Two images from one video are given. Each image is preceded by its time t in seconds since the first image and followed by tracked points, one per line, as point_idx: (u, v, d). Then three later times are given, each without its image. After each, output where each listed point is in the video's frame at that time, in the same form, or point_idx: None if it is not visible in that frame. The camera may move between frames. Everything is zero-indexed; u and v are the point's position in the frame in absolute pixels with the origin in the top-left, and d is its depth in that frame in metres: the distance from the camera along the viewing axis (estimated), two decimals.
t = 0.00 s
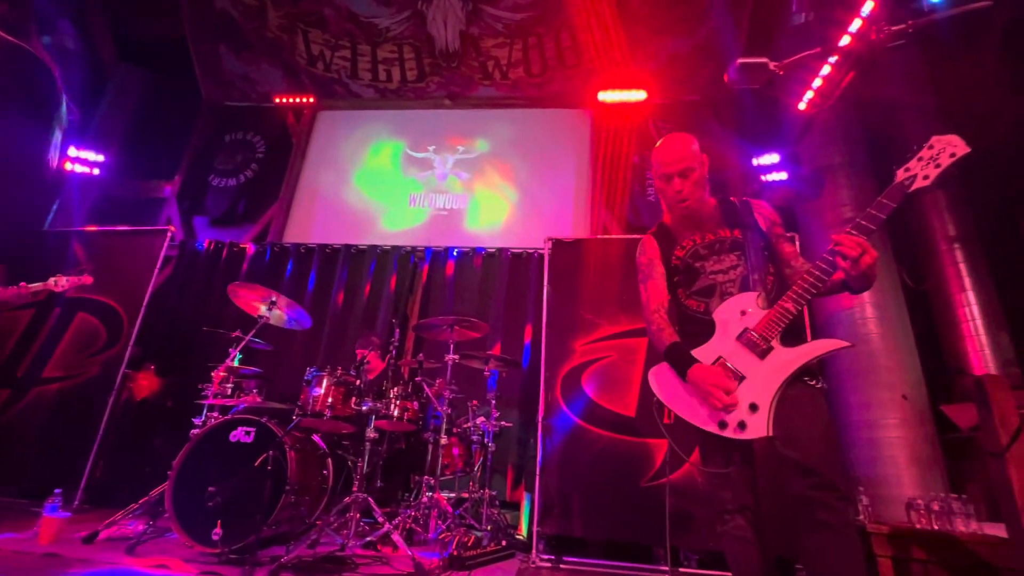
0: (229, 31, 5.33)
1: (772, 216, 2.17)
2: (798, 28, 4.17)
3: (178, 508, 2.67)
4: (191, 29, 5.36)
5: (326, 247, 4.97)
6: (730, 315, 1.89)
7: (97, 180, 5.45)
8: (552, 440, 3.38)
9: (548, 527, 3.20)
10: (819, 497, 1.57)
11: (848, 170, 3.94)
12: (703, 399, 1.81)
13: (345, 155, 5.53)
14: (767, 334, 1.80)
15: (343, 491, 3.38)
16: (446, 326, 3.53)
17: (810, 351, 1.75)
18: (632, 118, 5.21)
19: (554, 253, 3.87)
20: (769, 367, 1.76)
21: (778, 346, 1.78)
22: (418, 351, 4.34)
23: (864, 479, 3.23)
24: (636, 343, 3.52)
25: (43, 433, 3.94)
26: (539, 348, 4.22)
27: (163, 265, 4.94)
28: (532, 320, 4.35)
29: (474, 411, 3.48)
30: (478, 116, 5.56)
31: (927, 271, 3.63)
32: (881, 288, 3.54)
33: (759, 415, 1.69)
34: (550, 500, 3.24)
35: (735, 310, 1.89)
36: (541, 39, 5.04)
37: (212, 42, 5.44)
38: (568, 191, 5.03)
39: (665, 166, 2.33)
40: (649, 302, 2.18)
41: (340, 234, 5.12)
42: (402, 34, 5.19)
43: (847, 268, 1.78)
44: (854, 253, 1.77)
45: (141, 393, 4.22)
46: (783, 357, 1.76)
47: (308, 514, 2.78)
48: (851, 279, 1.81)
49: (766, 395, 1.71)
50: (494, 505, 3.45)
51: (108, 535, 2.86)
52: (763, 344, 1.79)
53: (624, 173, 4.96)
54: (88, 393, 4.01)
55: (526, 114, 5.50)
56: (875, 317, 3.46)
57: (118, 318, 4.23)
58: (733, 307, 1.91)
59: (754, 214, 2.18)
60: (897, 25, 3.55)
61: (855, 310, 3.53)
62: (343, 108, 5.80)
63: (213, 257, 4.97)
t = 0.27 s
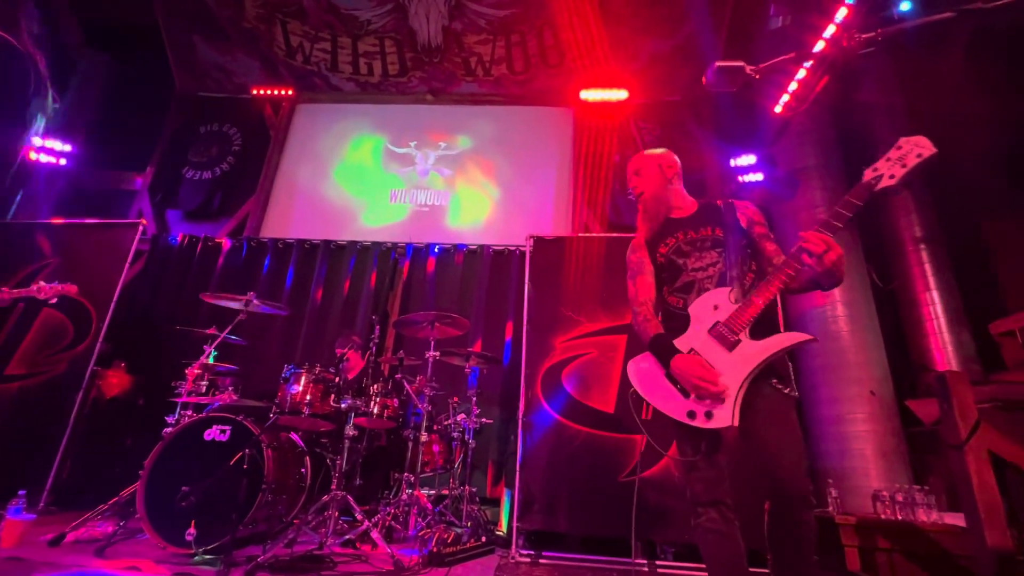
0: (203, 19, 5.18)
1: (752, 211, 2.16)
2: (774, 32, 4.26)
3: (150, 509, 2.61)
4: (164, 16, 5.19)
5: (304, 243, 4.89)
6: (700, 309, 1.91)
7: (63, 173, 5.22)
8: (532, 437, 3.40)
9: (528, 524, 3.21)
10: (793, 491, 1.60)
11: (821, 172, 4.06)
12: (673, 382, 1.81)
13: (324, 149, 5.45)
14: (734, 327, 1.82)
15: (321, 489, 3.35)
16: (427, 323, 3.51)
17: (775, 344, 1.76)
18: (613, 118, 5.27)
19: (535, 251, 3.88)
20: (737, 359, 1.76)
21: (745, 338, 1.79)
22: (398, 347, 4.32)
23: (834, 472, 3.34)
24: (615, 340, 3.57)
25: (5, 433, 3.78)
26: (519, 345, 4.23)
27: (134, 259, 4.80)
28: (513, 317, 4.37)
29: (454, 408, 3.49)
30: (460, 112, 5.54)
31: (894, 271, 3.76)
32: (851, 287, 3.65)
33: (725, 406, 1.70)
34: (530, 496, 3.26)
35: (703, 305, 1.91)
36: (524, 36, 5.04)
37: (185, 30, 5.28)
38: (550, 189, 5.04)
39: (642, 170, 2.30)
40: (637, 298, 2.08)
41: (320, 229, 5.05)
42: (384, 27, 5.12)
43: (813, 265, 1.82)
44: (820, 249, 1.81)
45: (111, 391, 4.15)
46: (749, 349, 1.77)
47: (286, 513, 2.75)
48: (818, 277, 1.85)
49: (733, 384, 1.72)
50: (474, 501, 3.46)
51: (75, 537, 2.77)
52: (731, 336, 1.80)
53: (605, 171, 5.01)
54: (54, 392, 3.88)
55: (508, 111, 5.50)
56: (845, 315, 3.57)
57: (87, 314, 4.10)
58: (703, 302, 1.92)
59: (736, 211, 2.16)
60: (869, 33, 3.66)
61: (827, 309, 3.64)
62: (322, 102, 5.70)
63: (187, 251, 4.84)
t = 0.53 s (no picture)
0: (194, 17, 5.14)
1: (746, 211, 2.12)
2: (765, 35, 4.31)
3: (141, 512, 2.59)
4: (153, 13, 5.14)
5: (296, 243, 4.87)
6: (690, 310, 1.92)
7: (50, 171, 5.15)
8: (526, 437, 3.41)
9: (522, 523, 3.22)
10: (784, 489, 1.62)
11: (810, 175, 4.10)
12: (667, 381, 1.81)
13: (316, 149, 5.42)
14: (722, 325, 1.82)
15: (314, 490, 3.34)
16: (420, 323, 3.51)
17: (764, 342, 1.76)
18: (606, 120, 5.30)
19: (528, 251, 3.88)
20: (727, 357, 1.77)
21: (734, 337, 1.79)
22: (391, 348, 4.31)
23: (823, 471, 3.38)
24: (608, 340, 3.59)
25: None
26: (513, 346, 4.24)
27: (123, 259, 4.76)
28: (507, 318, 4.37)
29: (447, 408, 3.49)
30: (454, 112, 5.54)
31: (883, 272, 3.82)
32: (840, 287, 3.70)
33: (715, 402, 1.70)
34: (523, 496, 3.27)
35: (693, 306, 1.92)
36: (517, 37, 5.05)
37: (176, 28, 5.24)
38: (543, 190, 5.05)
39: (645, 181, 2.31)
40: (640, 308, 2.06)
41: (312, 229, 5.03)
42: (377, 27, 5.11)
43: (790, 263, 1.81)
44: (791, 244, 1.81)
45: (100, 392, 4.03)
46: (738, 347, 1.77)
47: (278, 514, 2.76)
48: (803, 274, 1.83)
49: (722, 382, 1.73)
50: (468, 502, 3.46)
51: (63, 540, 2.74)
52: (720, 334, 1.81)
53: (598, 172, 5.03)
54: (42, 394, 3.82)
55: (501, 112, 5.50)
56: (834, 315, 3.61)
57: (75, 314, 4.05)
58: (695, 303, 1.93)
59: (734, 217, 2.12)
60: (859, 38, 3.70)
61: (817, 309, 3.68)
62: (315, 101, 5.68)
63: (178, 251, 4.80)
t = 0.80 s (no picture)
0: (188, 17, 5.12)
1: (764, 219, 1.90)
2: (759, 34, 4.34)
3: (140, 514, 2.58)
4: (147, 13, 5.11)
5: (293, 243, 4.87)
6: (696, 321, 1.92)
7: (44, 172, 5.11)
8: (523, 436, 3.43)
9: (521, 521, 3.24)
10: (780, 487, 1.64)
11: (805, 174, 4.13)
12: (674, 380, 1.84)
13: (312, 149, 5.41)
14: (722, 333, 1.81)
15: (312, 491, 3.35)
16: (418, 323, 3.51)
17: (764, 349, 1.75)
18: (603, 119, 5.31)
19: (525, 251, 3.89)
20: (725, 362, 1.77)
21: (730, 345, 1.79)
22: (389, 348, 4.31)
23: (819, 467, 3.41)
24: (605, 339, 3.60)
25: None
26: (510, 345, 4.25)
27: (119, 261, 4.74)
28: (504, 317, 4.38)
29: (445, 408, 3.50)
30: (450, 111, 5.54)
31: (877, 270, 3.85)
32: (835, 285, 3.72)
33: (715, 404, 1.72)
34: (521, 495, 3.28)
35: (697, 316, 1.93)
36: (513, 36, 5.05)
37: (170, 27, 5.21)
38: (540, 189, 5.06)
39: (671, 194, 2.17)
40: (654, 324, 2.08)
41: (309, 229, 5.02)
42: (372, 26, 5.10)
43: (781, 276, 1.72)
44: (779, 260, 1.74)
45: (97, 394, 4.06)
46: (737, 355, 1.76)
47: (276, 515, 2.75)
48: (801, 288, 1.70)
49: (722, 386, 1.74)
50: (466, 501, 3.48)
51: (61, 542, 2.74)
52: (720, 341, 1.81)
53: (594, 171, 5.05)
54: (38, 396, 3.81)
55: (497, 111, 5.51)
56: (829, 313, 3.64)
57: (71, 316, 4.04)
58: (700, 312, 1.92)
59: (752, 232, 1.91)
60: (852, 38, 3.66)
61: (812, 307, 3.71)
62: (310, 101, 5.66)
63: (174, 252, 4.79)
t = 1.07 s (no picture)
0: (189, 21, 5.14)
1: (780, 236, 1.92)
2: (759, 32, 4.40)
3: (145, 518, 2.58)
4: (148, 17, 5.13)
5: (296, 246, 4.89)
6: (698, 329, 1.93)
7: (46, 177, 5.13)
8: (526, 436, 3.44)
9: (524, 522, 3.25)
10: (783, 486, 1.64)
11: (805, 172, 4.13)
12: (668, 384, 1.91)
13: (314, 152, 5.43)
14: (719, 342, 1.82)
15: (317, 493, 3.36)
16: (420, 325, 3.52)
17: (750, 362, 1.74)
18: (603, 119, 5.32)
19: (526, 252, 3.90)
20: (719, 371, 1.78)
21: (723, 357, 1.80)
22: (392, 350, 4.32)
23: (822, 466, 3.42)
24: (607, 340, 3.61)
25: None
26: (513, 346, 4.26)
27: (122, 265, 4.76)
28: (506, 318, 4.39)
29: (448, 409, 3.51)
30: (450, 113, 5.55)
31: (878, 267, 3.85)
32: (836, 283, 3.73)
33: (705, 407, 1.76)
34: (525, 496, 3.29)
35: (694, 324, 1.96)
36: (513, 37, 5.06)
37: (171, 32, 5.24)
38: (541, 190, 5.07)
39: (689, 205, 2.14)
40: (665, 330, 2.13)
41: (311, 232, 5.03)
42: (372, 29, 5.11)
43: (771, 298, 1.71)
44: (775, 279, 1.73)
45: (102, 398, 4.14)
46: (726, 364, 1.78)
47: (281, 516, 2.76)
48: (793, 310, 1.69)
49: (711, 391, 1.77)
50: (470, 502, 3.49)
51: (68, 546, 2.76)
52: (716, 349, 1.82)
53: (595, 172, 5.06)
54: (43, 401, 3.82)
55: (497, 112, 5.52)
56: (832, 312, 3.64)
57: (76, 321, 4.06)
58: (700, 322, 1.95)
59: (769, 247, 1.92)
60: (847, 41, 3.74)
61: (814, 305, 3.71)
62: (311, 104, 5.68)
63: (177, 256, 4.83)
